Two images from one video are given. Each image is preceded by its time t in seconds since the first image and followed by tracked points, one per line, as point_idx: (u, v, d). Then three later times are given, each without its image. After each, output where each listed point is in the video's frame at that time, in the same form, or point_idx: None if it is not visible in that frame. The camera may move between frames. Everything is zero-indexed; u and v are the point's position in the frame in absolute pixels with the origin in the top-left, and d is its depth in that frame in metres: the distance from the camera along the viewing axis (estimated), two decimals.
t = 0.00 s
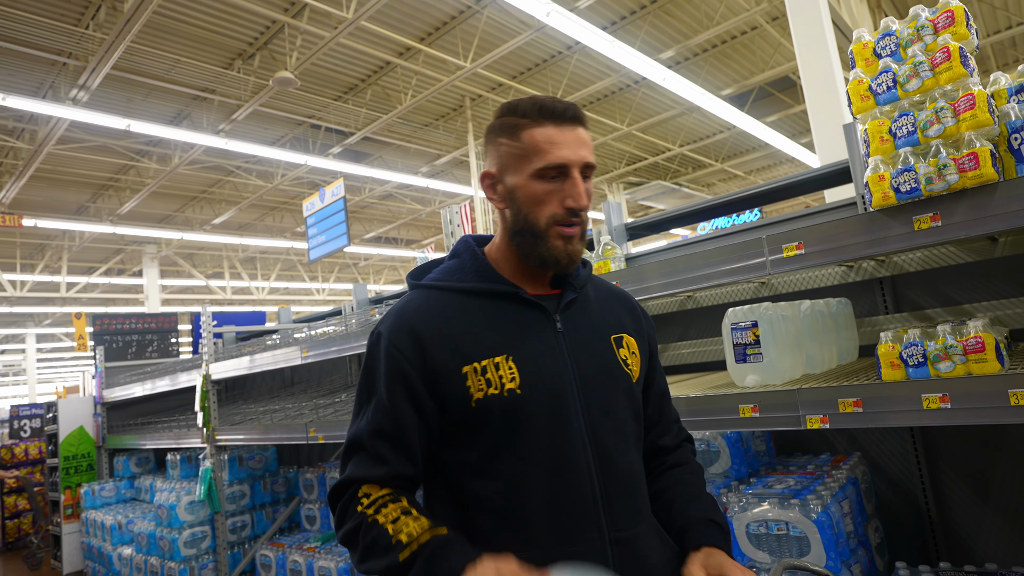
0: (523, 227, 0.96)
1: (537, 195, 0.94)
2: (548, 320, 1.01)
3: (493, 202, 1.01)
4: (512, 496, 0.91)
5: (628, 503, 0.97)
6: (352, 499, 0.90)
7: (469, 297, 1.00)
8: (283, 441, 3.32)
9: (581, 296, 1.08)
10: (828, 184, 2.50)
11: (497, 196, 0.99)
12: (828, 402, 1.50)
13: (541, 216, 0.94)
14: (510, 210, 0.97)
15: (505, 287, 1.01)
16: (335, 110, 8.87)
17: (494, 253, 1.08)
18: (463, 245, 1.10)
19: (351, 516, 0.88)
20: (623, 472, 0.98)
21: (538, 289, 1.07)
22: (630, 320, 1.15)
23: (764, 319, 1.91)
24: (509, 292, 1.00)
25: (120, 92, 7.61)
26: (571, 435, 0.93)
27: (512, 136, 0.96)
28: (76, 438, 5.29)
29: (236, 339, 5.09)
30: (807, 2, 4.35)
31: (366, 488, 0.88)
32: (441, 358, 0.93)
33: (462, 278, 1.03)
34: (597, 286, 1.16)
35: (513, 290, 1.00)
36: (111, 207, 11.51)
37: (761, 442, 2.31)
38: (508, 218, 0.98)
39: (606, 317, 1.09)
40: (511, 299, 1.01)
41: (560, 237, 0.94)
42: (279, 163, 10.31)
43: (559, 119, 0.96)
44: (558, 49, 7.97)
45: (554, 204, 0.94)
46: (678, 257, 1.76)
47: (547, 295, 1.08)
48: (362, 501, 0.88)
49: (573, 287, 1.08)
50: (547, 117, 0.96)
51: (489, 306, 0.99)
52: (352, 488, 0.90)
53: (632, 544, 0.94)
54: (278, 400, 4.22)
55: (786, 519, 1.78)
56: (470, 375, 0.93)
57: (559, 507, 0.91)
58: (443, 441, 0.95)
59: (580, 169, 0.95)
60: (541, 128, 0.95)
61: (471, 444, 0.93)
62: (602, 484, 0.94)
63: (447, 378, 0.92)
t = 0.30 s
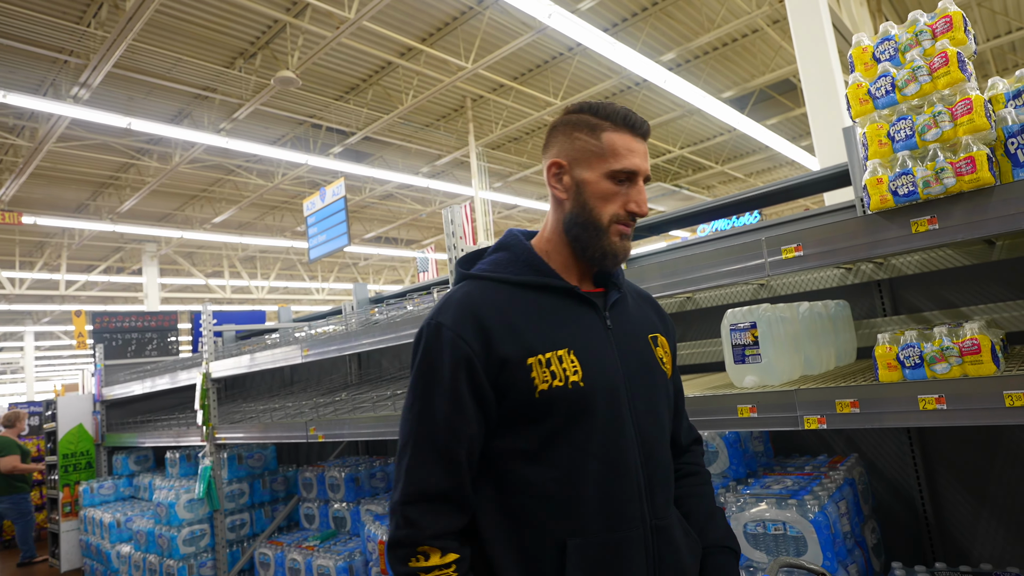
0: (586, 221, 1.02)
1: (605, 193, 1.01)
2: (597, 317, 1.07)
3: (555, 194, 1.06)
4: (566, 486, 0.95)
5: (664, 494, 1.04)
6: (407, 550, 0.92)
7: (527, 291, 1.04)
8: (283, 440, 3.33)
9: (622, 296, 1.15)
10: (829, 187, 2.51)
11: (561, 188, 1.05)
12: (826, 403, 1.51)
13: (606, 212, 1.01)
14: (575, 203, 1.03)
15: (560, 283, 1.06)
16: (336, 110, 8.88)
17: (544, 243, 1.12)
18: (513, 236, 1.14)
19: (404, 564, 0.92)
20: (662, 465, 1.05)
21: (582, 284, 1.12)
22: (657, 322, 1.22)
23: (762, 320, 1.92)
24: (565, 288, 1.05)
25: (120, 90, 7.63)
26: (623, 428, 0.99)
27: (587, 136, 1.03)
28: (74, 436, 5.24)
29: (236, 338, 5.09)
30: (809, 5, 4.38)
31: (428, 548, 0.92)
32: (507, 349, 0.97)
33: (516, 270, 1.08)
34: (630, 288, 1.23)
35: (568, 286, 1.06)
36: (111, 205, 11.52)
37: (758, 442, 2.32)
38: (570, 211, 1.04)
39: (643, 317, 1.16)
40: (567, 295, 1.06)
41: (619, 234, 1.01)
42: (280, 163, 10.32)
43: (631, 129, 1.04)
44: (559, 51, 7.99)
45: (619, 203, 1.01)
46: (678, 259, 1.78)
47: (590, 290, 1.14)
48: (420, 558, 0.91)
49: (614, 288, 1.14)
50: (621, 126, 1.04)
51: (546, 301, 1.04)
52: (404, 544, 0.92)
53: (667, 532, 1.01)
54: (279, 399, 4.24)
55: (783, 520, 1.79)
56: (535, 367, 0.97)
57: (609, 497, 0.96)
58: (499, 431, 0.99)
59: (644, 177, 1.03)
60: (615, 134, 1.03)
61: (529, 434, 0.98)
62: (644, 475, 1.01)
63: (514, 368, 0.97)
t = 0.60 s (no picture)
0: (633, 227, 1.02)
1: (653, 201, 1.01)
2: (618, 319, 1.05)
3: (606, 200, 1.06)
4: (564, 472, 0.98)
5: (659, 495, 1.03)
6: (421, 503, 1.01)
7: (552, 284, 1.06)
8: (278, 439, 3.32)
9: (652, 306, 1.13)
10: (822, 189, 2.54)
11: (613, 194, 1.05)
12: (819, 403, 1.52)
13: (654, 221, 1.01)
14: (625, 209, 1.03)
15: (587, 282, 1.06)
16: (332, 109, 8.87)
17: (586, 245, 1.11)
18: (557, 231, 1.14)
19: (419, 510, 1.02)
20: (659, 468, 1.03)
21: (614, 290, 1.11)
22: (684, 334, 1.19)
23: (756, 321, 1.93)
24: (593, 288, 1.05)
25: (115, 87, 7.60)
26: (625, 428, 0.99)
27: (643, 145, 1.03)
28: (68, 434, 5.17)
29: (231, 337, 5.08)
30: (804, 9, 4.41)
31: (435, 506, 1.00)
32: (525, 337, 1.00)
33: (550, 264, 1.08)
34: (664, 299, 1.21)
35: (596, 287, 1.05)
36: (105, 203, 11.46)
37: (752, 442, 2.33)
38: (618, 216, 1.04)
39: (668, 327, 1.14)
40: (592, 295, 1.06)
41: (664, 244, 1.01)
42: (275, 161, 10.29)
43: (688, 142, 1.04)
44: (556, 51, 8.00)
45: (666, 213, 1.01)
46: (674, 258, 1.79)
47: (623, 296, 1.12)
48: (430, 512, 1.00)
49: (645, 296, 1.12)
50: (678, 140, 1.04)
51: (570, 296, 1.05)
52: (421, 494, 1.02)
53: (657, 532, 1.00)
54: (273, 398, 4.23)
55: (776, 519, 1.80)
56: (548, 358, 0.99)
57: (602, 490, 0.97)
58: (513, 409, 1.02)
59: (694, 191, 1.03)
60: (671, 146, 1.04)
61: (538, 417, 1.01)
62: (642, 475, 1.00)
63: (528, 356, 0.99)
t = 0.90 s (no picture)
0: (601, 231, 1.02)
1: (621, 206, 1.01)
2: (583, 321, 1.05)
3: (576, 203, 1.06)
4: (525, 469, 0.99)
5: (619, 492, 1.03)
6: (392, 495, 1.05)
7: (519, 286, 1.06)
8: (268, 437, 3.29)
9: (619, 307, 1.12)
10: (813, 190, 2.55)
11: (583, 198, 1.05)
12: (809, 402, 1.53)
13: (622, 225, 1.01)
14: (594, 213, 1.03)
15: (553, 284, 1.05)
16: (324, 107, 8.83)
17: (555, 247, 1.11)
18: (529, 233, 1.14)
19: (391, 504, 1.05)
20: (620, 466, 1.03)
21: (582, 291, 1.11)
22: (653, 335, 1.18)
23: (747, 320, 1.93)
24: (558, 290, 1.05)
25: (104, 84, 7.52)
26: (584, 427, 0.99)
27: (613, 149, 1.03)
28: (56, 433, 5.12)
29: (221, 335, 5.04)
30: (795, 10, 4.43)
31: (404, 497, 1.03)
32: (490, 337, 1.00)
33: (517, 267, 1.08)
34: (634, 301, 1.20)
35: (561, 290, 1.05)
36: (93, 200, 11.35)
37: (741, 442, 2.34)
38: (587, 220, 1.04)
39: (634, 328, 1.13)
40: (556, 296, 1.06)
41: (631, 248, 1.01)
42: (266, 159, 10.24)
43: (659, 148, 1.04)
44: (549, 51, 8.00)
45: (633, 218, 1.01)
46: (664, 259, 1.79)
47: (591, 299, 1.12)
48: (399, 504, 1.04)
49: (612, 298, 1.12)
50: (649, 146, 1.04)
51: (537, 297, 1.05)
52: (395, 485, 1.04)
53: (615, 528, 1.01)
54: (264, 396, 4.21)
55: (766, 517, 1.80)
56: (511, 359, 0.99)
57: (563, 486, 0.98)
58: (481, 407, 1.03)
59: (663, 197, 1.03)
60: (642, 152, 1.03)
61: (502, 416, 1.01)
62: (602, 472, 1.00)
63: (492, 357, 1.00)
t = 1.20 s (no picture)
0: (486, 237, 0.99)
1: (502, 207, 0.98)
2: (487, 334, 1.04)
3: (457, 212, 1.04)
4: (443, 492, 0.97)
5: (539, 497, 1.03)
6: (316, 544, 0.95)
7: (418, 307, 1.03)
8: (266, 436, 3.29)
9: (522, 311, 1.11)
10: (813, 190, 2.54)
11: (463, 205, 1.03)
12: (810, 401, 1.52)
13: (504, 227, 0.98)
14: (475, 219, 1.00)
15: (453, 300, 1.04)
16: (322, 106, 8.82)
17: (448, 261, 1.09)
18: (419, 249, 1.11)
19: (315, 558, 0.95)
20: (538, 472, 1.03)
21: (480, 301, 1.09)
22: (562, 331, 1.18)
23: (748, 318, 1.92)
24: (457, 305, 1.03)
25: (103, 82, 7.50)
26: (498, 442, 0.99)
27: (483, 151, 1.01)
28: (55, 431, 5.12)
29: (219, 333, 5.03)
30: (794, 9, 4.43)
31: (333, 544, 0.95)
32: (391, 364, 0.98)
33: (411, 288, 1.05)
34: (537, 299, 1.19)
35: (459, 304, 1.03)
36: (91, 198, 11.33)
37: (741, 441, 2.33)
38: (471, 227, 1.02)
39: (542, 329, 1.12)
40: (455, 311, 1.04)
41: (518, 249, 0.99)
42: (264, 158, 10.22)
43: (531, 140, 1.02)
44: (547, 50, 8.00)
45: (516, 218, 0.99)
46: (664, 258, 1.79)
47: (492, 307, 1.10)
48: (327, 554, 0.94)
49: (513, 303, 1.10)
50: (519, 141, 1.02)
51: (437, 317, 1.03)
52: (315, 535, 0.96)
53: (540, 535, 1.01)
54: (261, 395, 4.20)
55: (766, 516, 1.80)
56: (416, 383, 0.97)
57: (482, 501, 0.97)
58: (393, 437, 1.01)
59: (542, 190, 1.01)
60: (516, 150, 1.01)
61: (415, 441, 1.00)
62: (519, 480, 1.01)
63: (396, 384, 0.98)
